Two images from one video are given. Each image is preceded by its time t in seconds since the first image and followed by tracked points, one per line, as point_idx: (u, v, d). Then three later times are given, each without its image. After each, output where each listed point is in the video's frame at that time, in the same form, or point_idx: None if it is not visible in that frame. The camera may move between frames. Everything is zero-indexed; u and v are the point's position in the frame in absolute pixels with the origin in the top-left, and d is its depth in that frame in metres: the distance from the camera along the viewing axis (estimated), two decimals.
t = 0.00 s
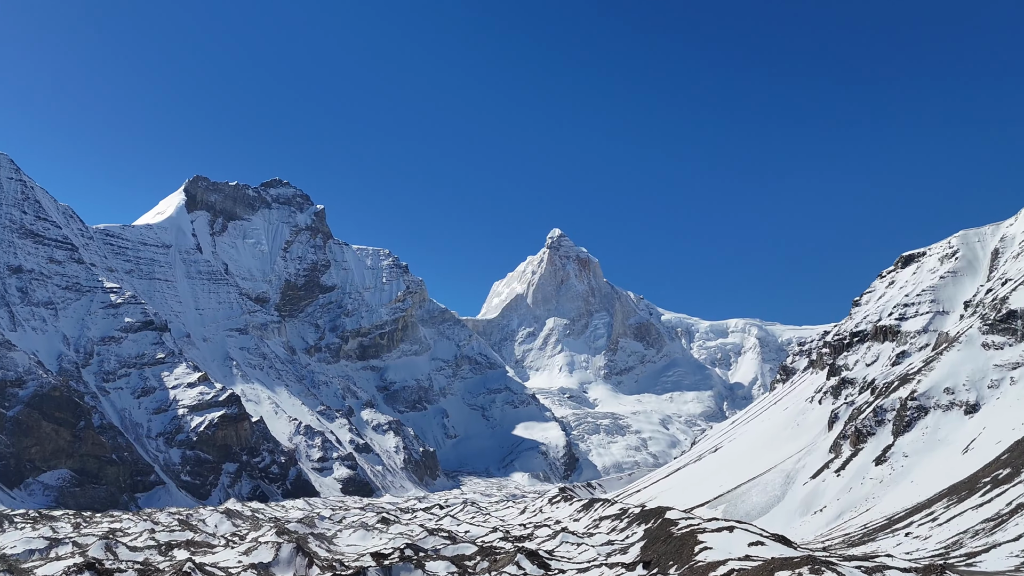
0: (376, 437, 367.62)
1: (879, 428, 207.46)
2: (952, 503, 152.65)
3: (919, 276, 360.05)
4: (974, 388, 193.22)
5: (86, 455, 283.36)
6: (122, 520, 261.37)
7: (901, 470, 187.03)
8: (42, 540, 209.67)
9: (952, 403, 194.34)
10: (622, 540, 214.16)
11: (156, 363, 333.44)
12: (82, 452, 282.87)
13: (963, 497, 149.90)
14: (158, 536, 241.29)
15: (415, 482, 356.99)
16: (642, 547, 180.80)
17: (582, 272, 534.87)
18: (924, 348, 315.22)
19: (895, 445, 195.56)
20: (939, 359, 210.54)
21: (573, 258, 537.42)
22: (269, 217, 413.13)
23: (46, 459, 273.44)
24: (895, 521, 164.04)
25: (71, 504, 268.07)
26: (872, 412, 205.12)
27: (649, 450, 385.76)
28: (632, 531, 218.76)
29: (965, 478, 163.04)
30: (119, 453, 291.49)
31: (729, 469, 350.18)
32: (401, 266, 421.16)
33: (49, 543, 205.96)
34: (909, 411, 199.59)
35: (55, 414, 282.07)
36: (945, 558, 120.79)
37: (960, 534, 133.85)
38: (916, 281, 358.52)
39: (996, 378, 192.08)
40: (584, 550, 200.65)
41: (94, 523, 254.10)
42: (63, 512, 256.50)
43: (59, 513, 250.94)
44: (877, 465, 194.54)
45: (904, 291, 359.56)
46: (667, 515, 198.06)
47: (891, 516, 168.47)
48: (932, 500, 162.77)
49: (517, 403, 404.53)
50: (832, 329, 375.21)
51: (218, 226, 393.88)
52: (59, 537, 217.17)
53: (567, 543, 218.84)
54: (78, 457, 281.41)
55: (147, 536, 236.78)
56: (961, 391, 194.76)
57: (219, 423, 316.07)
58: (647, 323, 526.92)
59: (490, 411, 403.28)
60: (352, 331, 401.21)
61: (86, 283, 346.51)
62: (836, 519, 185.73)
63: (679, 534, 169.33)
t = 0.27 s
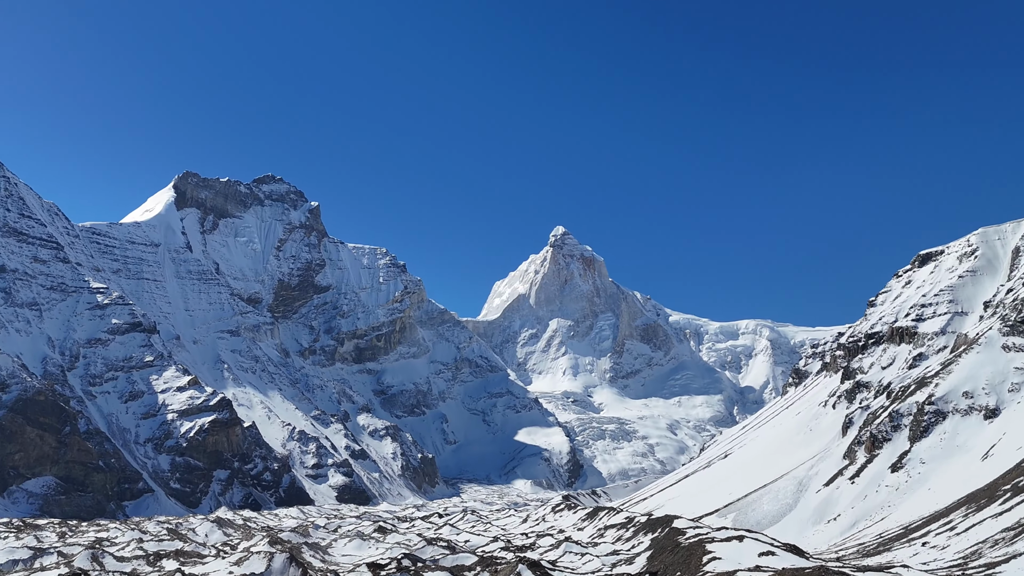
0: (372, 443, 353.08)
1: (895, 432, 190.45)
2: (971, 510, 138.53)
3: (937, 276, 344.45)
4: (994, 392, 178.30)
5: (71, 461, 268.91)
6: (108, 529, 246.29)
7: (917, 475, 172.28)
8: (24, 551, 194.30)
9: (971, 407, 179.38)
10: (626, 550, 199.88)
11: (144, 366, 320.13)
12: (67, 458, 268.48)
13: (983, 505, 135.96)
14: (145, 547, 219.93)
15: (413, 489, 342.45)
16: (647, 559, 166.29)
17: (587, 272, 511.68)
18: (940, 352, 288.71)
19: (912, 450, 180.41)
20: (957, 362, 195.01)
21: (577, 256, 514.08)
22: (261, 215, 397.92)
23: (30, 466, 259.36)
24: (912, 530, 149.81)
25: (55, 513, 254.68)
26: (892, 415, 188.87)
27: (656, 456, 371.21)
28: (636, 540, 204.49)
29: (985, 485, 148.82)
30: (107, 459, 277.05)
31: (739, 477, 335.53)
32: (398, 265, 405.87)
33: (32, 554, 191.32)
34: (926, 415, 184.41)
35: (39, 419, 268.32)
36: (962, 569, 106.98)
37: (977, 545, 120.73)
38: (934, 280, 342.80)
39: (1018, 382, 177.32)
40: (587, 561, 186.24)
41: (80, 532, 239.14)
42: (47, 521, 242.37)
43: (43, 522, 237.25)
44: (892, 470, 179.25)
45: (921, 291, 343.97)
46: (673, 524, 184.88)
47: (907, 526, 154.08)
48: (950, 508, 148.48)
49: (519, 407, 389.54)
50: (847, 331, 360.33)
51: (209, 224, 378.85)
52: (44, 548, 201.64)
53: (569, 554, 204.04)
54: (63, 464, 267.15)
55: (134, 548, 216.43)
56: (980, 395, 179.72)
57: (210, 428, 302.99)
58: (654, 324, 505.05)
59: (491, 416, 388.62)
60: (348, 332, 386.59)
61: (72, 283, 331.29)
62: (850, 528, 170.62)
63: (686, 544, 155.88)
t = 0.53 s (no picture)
0: (369, 449, 338.86)
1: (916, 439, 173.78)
2: (990, 519, 124.35)
3: (956, 274, 329.52)
4: (1018, 395, 162.29)
5: (56, 469, 256.08)
6: (95, 539, 231.19)
7: (936, 483, 156.80)
8: (5, 560, 178.65)
9: (992, 412, 163.41)
10: (633, 561, 186.25)
11: (133, 369, 305.53)
12: (52, 466, 255.51)
13: (1004, 511, 122.24)
14: (133, 557, 201.63)
15: (412, 497, 328.43)
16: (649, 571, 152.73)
17: (592, 271, 473.61)
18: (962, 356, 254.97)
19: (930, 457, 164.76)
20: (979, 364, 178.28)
21: (581, 254, 476.21)
22: (253, 212, 382.89)
23: (13, 473, 247.09)
24: (928, 539, 135.53)
25: (41, 521, 242.03)
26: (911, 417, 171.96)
27: (664, 463, 357.24)
28: (644, 551, 190.72)
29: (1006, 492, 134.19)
30: (93, 465, 262.62)
31: (749, 485, 321.18)
32: (397, 264, 391.38)
33: (16, 564, 177.14)
34: (945, 421, 167.32)
35: (23, 424, 255.96)
36: None
37: (999, 557, 106.72)
38: (952, 279, 327.86)
39: None
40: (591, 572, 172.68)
41: (66, 542, 224.99)
42: (31, 530, 229.20)
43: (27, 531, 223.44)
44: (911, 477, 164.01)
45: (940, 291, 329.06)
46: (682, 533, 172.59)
47: (924, 536, 139.72)
48: (969, 518, 133.89)
49: (522, 412, 375.08)
50: (862, 332, 345.92)
51: (200, 222, 363.96)
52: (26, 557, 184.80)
53: (575, 565, 190.22)
54: (48, 471, 254.31)
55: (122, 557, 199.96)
56: (1002, 399, 163.71)
57: (200, 434, 289.11)
58: (663, 325, 468.13)
59: (492, 421, 374.32)
60: (343, 334, 372.20)
61: (57, 284, 316.62)
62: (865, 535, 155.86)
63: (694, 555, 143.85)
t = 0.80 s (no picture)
0: (366, 456, 325.54)
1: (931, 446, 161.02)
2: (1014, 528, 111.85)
3: (977, 273, 315.44)
4: None
5: (42, 476, 242.62)
6: (84, 549, 217.38)
7: (955, 491, 144.16)
8: None
9: (1016, 416, 149.20)
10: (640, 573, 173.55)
11: (122, 373, 291.18)
12: (38, 472, 242.03)
13: None
14: (121, 566, 189.58)
15: (411, 506, 315.44)
16: None
17: (598, 271, 453.65)
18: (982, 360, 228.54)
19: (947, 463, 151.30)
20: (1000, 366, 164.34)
21: (586, 253, 456.85)
22: (245, 209, 366.70)
23: None
24: (947, 550, 122.96)
25: (26, 531, 228.67)
26: (931, 422, 158.69)
27: (672, 470, 343.98)
28: (652, 562, 178.13)
29: None
30: (80, 473, 250.17)
31: (761, 494, 307.38)
32: (395, 264, 379.55)
33: None
34: (964, 427, 153.72)
35: (6, 429, 241.07)
36: None
37: (1016, 573, 94.67)
38: (972, 278, 313.82)
39: None
40: None
41: (52, 552, 211.49)
42: (16, 539, 214.87)
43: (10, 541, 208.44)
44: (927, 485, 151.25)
45: (961, 291, 314.81)
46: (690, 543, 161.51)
47: (942, 545, 126.99)
48: (992, 525, 121.87)
49: (525, 417, 361.77)
50: (879, 334, 332.21)
51: (190, 220, 348.83)
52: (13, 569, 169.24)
53: None
54: (34, 479, 240.06)
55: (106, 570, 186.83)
56: None
57: (190, 440, 275.43)
58: (672, 327, 449.31)
59: (494, 426, 360.83)
60: (339, 336, 358.29)
61: (42, 284, 300.80)
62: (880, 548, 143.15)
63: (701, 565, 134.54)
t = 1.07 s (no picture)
0: (363, 463, 312.01)
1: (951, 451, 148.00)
2: None
3: (998, 272, 302.30)
4: None
5: (27, 483, 230.25)
6: (70, 558, 205.26)
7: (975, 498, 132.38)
8: None
9: None
10: None
11: (110, 377, 277.09)
12: (23, 480, 229.65)
13: None
14: None
15: (410, 515, 302.20)
16: None
17: (604, 271, 425.00)
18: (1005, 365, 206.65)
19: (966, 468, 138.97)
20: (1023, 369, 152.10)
21: (592, 251, 428.31)
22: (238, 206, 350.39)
23: None
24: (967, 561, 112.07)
25: (10, 540, 218.03)
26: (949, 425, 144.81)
27: (682, 477, 331.12)
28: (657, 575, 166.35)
29: None
30: (67, 480, 236.80)
31: (772, 502, 294.41)
32: (394, 263, 369.06)
33: None
34: (984, 431, 140.51)
35: None
36: None
37: None
38: (994, 277, 300.66)
39: None
40: None
41: (37, 562, 198.44)
42: None
43: None
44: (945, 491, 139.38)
45: (981, 290, 301.71)
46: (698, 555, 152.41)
47: (962, 555, 115.30)
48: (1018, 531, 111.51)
49: (528, 422, 347.92)
50: (896, 336, 319.12)
51: (181, 218, 334.19)
52: None
53: None
54: (19, 487, 228.68)
55: None
56: None
57: (181, 446, 262.51)
58: (682, 328, 420.53)
59: (496, 432, 347.12)
60: (336, 338, 342.02)
61: (27, 284, 286.08)
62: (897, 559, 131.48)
63: None
